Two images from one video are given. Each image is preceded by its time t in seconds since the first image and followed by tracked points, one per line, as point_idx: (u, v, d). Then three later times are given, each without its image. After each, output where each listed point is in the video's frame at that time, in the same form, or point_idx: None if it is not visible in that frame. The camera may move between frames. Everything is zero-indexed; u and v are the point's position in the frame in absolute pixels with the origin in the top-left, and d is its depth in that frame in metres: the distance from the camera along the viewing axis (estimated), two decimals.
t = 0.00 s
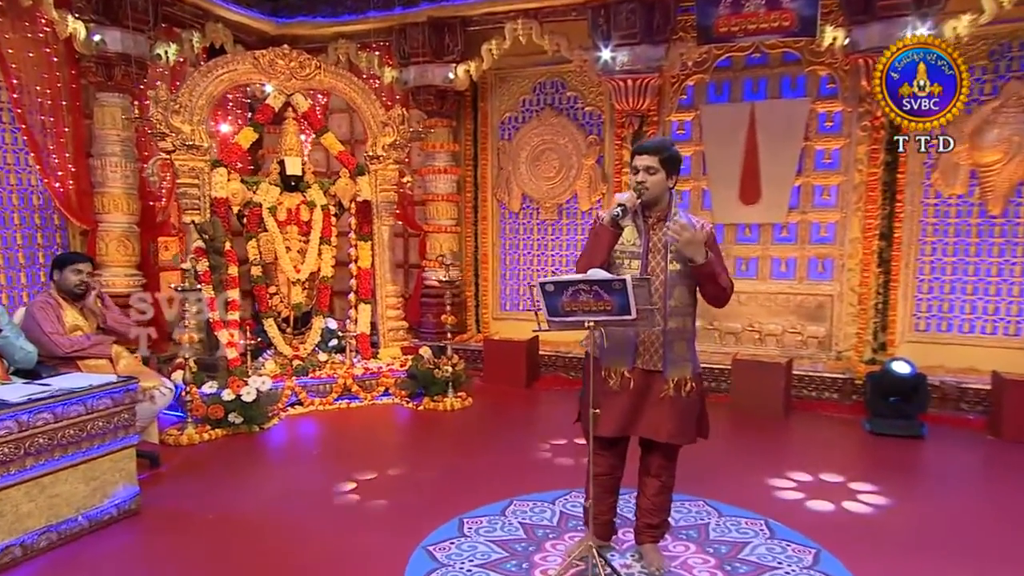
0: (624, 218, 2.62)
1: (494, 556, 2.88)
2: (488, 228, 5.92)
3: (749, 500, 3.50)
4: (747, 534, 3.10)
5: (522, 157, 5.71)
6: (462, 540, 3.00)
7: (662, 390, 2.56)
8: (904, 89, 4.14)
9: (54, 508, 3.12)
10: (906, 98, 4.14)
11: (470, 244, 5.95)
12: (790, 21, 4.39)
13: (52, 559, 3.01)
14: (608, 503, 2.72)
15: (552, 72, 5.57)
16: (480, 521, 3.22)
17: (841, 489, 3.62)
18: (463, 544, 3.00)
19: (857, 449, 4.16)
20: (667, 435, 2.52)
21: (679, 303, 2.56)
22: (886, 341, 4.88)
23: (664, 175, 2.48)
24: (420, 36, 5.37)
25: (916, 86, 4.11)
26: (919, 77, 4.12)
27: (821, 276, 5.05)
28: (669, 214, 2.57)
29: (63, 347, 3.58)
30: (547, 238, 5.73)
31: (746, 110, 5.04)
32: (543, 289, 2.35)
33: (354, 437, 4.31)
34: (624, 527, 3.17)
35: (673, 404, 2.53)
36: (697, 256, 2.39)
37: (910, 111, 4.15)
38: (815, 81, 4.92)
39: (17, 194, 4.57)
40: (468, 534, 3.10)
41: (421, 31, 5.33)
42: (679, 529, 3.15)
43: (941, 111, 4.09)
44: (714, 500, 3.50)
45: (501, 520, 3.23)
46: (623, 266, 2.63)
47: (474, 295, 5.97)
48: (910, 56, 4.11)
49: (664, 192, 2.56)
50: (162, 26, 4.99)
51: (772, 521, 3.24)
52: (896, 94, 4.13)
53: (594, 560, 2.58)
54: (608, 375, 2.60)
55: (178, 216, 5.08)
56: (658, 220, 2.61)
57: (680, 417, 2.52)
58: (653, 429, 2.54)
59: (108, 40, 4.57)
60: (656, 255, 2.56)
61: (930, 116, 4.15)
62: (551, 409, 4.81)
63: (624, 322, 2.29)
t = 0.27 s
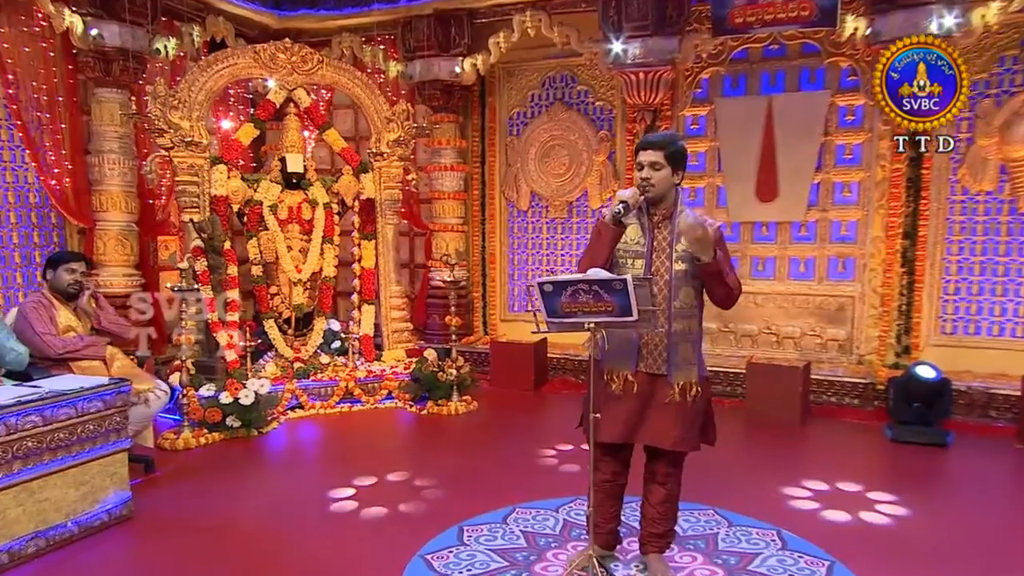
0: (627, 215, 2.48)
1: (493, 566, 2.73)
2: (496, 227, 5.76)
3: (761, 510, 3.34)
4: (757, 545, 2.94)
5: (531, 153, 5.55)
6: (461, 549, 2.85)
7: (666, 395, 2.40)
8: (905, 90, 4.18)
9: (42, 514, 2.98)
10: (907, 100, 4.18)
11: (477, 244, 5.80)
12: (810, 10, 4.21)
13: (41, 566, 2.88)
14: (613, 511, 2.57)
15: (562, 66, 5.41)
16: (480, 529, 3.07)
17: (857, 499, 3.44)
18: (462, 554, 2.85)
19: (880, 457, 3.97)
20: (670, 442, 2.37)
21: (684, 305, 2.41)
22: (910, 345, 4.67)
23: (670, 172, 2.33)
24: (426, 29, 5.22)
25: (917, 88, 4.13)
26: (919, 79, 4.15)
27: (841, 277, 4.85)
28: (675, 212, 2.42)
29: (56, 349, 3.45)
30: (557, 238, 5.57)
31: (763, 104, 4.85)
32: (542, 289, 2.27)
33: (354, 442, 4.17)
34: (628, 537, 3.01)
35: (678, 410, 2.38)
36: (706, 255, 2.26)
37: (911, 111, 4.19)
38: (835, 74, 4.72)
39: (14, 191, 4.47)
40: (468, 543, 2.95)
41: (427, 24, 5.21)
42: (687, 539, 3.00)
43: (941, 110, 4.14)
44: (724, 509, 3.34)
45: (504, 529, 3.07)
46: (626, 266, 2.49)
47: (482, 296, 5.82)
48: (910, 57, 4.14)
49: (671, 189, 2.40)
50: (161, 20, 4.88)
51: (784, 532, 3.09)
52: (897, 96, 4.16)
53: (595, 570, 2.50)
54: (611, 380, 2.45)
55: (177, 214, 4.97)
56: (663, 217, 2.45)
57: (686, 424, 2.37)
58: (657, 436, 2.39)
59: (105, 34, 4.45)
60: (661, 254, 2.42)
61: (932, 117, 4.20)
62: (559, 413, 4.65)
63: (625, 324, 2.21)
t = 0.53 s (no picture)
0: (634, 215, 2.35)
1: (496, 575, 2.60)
2: (507, 227, 5.62)
3: (778, 519, 3.18)
4: (773, 556, 2.80)
5: (543, 151, 5.41)
6: (464, 558, 2.73)
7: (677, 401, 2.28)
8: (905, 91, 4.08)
9: (37, 519, 2.88)
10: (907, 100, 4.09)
11: (487, 245, 5.66)
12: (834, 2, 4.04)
13: (35, 572, 2.78)
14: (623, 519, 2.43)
15: (574, 61, 5.27)
16: (484, 537, 2.94)
17: (877, 510, 3.28)
18: (465, 562, 2.72)
19: (906, 466, 3.79)
20: (681, 450, 2.26)
21: (695, 306, 2.31)
22: (938, 349, 4.48)
23: (681, 170, 2.21)
24: (435, 24, 5.10)
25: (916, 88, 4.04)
26: (919, 79, 4.06)
27: (864, 279, 4.67)
28: (685, 211, 2.30)
29: (52, 352, 3.35)
30: (569, 238, 5.42)
31: (783, 98, 4.68)
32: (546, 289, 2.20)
33: (358, 447, 4.04)
34: (636, 547, 2.86)
35: (689, 416, 2.26)
36: (700, 279, 2.11)
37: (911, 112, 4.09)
38: (860, 66, 4.53)
39: (15, 190, 4.40)
40: (471, 551, 2.81)
41: (436, 18, 5.10)
42: (698, 549, 2.86)
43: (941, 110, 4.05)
44: (738, 519, 3.18)
45: (509, 536, 2.94)
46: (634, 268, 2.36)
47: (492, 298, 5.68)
48: (909, 57, 4.06)
49: (681, 187, 2.28)
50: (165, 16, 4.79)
51: (801, 542, 2.93)
52: (897, 96, 4.06)
53: None
54: (618, 385, 2.35)
55: (181, 214, 4.87)
56: (673, 217, 2.33)
57: (698, 433, 2.24)
58: (666, 443, 2.27)
59: (108, 30, 4.36)
60: (671, 254, 2.30)
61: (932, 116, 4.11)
62: (570, 418, 4.51)
63: (630, 326, 2.10)
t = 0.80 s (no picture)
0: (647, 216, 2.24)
1: None
2: (523, 229, 5.47)
3: (802, 533, 3.00)
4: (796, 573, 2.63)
5: (560, 149, 5.26)
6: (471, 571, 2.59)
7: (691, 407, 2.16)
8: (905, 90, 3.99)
9: (36, 526, 2.77)
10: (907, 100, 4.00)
11: (502, 247, 5.51)
12: None
13: None
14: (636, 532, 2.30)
15: (593, 56, 5.12)
16: (492, 549, 2.80)
17: (909, 525, 3.09)
18: None
19: (942, 479, 3.58)
20: (694, 459, 2.12)
21: (710, 311, 2.13)
22: (976, 356, 4.24)
23: (695, 168, 2.09)
24: (450, 18, 4.97)
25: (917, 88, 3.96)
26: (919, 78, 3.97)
27: (896, 281, 4.46)
28: (700, 212, 2.17)
29: (54, 356, 3.27)
30: (586, 239, 5.26)
31: (811, 93, 4.49)
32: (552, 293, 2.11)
33: (369, 454, 3.90)
34: (649, 562, 2.69)
35: (703, 425, 2.14)
36: (731, 261, 2.07)
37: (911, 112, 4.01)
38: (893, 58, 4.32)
39: (22, 190, 4.33)
40: (478, 563, 2.68)
41: (450, 13, 4.97)
42: (714, 564, 2.70)
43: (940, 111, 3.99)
44: (758, 533, 3.01)
45: (518, 548, 2.80)
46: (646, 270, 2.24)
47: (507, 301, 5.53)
48: (910, 56, 3.94)
49: (695, 187, 2.16)
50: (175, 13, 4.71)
51: (824, 558, 2.77)
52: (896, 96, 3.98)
53: None
54: (630, 392, 2.23)
55: (189, 215, 4.77)
56: (687, 218, 2.20)
57: (713, 440, 2.12)
58: (680, 452, 2.15)
59: (116, 27, 4.28)
60: (684, 257, 2.16)
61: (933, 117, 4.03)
62: (587, 426, 4.34)
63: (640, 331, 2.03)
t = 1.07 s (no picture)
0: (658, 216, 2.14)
1: None
2: (538, 231, 5.30)
3: (827, 550, 2.82)
4: None
5: (577, 147, 5.09)
6: None
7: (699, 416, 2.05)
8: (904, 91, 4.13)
9: (30, 535, 2.65)
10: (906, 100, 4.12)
11: (516, 250, 5.35)
12: None
13: None
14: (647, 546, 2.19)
15: (610, 52, 4.96)
16: (499, 563, 2.65)
17: (945, 543, 2.90)
18: None
19: (981, 494, 3.37)
20: (703, 471, 2.02)
21: (720, 314, 2.05)
22: (1017, 365, 4.01)
23: (706, 169, 1.99)
24: (462, 13, 4.83)
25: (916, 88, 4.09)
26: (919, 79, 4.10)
27: (929, 285, 4.25)
28: (711, 212, 2.07)
29: (54, 361, 3.16)
30: (604, 241, 5.09)
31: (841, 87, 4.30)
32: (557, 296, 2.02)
33: (377, 463, 3.75)
34: None
35: (712, 434, 2.03)
36: (730, 278, 1.91)
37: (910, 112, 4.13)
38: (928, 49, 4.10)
39: (26, 191, 4.24)
40: None
41: (463, 8, 4.83)
42: None
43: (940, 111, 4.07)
44: (778, 549, 2.82)
45: (528, 563, 2.64)
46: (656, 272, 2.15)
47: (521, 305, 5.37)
48: (909, 57, 4.11)
49: (707, 187, 2.05)
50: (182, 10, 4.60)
51: None
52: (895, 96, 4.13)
53: None
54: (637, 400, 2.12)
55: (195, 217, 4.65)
56: (698, 218, 2.10)
57: (724, 449, 2.02)
58: (689, 463, 2.05)
59: (121, 25, 4.18)
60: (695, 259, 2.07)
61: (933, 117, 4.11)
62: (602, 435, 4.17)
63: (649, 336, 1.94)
